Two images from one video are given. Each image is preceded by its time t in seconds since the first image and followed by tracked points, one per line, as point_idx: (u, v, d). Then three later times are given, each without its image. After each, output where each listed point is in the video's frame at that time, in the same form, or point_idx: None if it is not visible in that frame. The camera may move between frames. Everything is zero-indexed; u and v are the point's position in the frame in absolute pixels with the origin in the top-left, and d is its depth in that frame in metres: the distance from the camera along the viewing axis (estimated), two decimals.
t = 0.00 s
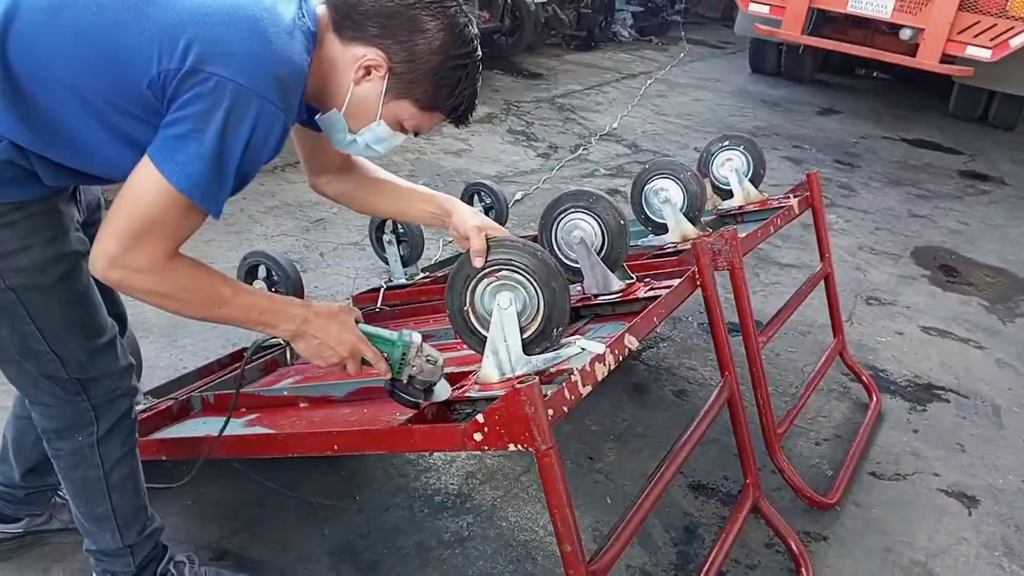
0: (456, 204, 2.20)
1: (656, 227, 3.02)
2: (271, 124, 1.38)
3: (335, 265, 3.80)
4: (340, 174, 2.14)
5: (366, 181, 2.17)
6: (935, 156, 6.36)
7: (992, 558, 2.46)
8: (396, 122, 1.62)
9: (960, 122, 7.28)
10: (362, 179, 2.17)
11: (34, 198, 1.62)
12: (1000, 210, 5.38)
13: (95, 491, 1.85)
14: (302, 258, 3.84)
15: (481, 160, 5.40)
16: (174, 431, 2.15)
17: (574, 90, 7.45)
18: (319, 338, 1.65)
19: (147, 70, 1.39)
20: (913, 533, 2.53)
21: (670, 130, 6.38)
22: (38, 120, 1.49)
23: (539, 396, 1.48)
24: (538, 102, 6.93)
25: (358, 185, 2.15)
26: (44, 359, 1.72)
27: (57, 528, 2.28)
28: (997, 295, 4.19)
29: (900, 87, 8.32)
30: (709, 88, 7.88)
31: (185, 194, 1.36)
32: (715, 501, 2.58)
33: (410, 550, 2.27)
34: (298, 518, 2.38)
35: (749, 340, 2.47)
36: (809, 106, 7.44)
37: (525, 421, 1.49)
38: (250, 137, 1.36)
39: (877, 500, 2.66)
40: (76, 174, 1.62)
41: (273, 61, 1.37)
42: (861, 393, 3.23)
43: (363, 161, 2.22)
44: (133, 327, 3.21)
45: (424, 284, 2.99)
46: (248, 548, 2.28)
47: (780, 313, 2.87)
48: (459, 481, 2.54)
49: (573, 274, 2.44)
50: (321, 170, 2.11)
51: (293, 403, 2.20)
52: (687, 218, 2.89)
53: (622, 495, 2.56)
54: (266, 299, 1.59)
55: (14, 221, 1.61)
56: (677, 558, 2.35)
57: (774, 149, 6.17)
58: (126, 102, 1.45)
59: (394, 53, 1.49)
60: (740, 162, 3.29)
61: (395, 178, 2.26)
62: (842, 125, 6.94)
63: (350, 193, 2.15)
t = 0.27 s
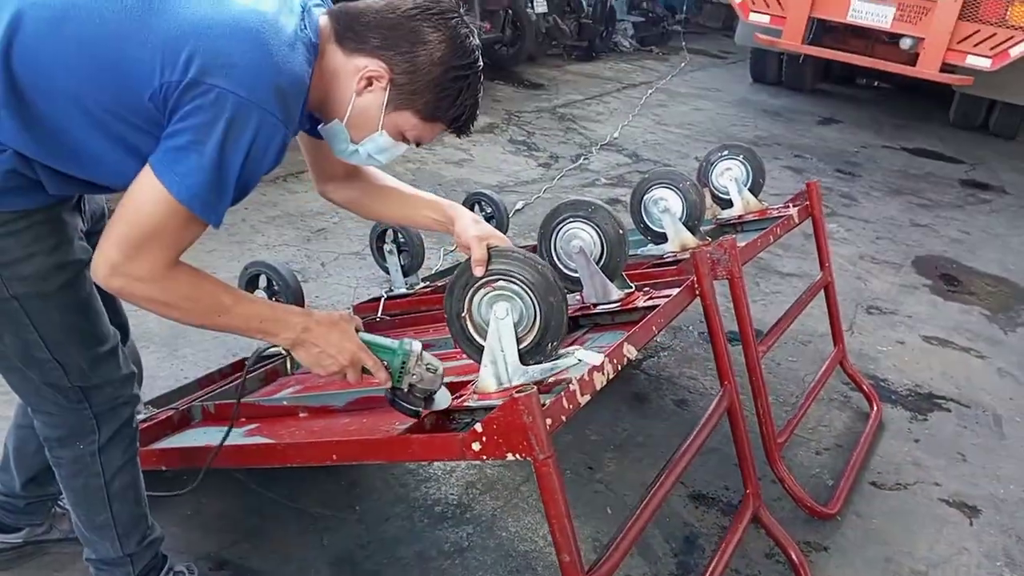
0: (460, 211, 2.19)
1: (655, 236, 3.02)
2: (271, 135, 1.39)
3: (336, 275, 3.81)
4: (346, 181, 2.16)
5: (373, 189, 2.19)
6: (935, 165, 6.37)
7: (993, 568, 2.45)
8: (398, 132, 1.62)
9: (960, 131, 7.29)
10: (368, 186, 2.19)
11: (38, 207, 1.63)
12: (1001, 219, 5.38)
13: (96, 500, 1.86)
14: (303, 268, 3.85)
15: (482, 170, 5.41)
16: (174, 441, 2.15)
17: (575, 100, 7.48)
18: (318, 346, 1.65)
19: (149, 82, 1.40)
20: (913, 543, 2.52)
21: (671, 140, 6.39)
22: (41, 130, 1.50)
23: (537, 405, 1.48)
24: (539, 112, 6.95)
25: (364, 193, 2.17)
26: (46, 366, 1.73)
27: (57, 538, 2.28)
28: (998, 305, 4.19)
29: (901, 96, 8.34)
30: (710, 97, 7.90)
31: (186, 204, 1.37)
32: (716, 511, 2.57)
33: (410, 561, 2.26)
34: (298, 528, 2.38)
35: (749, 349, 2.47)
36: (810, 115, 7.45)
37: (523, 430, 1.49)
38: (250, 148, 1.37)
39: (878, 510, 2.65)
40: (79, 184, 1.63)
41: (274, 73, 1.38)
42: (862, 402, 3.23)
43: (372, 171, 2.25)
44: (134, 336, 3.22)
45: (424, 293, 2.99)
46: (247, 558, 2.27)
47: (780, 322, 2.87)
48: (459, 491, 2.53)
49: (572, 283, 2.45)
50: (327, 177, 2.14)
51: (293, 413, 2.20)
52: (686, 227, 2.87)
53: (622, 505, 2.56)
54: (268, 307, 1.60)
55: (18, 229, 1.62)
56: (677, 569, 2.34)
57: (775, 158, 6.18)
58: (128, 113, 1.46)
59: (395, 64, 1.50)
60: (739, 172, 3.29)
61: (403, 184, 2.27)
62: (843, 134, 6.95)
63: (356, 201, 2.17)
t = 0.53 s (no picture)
0: (463, 220, 2.20)
1: (656, 245, 3.02)
2: (271, 143, 1.40)
3: (339, 283, 3.81)
4: (348, 189, 2.17)
5: (375, 197, 2.19)
6: (939, 173, 6.37)
7: None
8: (399, 139, 1.63)
9: (964, 140, 7.29)
10: (370, 194, 2.19)
11: (40, 215, 1.64)
12: (1004, 227, 5.37)
13: (98, 507, 1.86)
14: (306, 276, 3.86)
15: (485, 178, 5.42)
16: (175, 449, 2.16)
17: (578, 109, 7.49)
18: (322, 354, 1.65)
19: (150, 90, 1.41)
20: (916, 552, 2.51)
21: (673, 148, 6.40)
22: (43, 139, 1.51)
23: (536, 414, 1.48)
24: (541, 121, 6.96)
25: (367, 201, 2.18)
26: (48, 374, 1.74)
27: (58, 546, 2.28)
28: (1002, 313, 4.18)
29: (904, 104, 8.34)
30: (712, 106, 7.91)
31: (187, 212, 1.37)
32: (717, 520, 2.57)
33: (410, 569, 2.26)
34: (299, 536, 2.38)
35: (750, 357, 2.46)
36: (813, 124, 7.46)
37: (522, 439, 1.49)
38: (250, 156, 1.38)
39: (880, 519, 2.65)
40: (82, 192, 1.64)
41: (273, 81, 1.39)
42: (864, 411, 3.22)
43: (373, 176, 2.25)
44: (137, 344, 3.23)
45: (426, 302, 3.00)
46: (248, 566, 2.28)
47: (782, 331, 2.86)
48: (460, 499, 2.53)
49: (573, 292, 2.43)
50: (329, 184, 2.15)
51: (294, 421, 2.19)
52: (687, 235, 2.90)
53: (623, 513, 2.56)
54: (271, 315, 1.60)
55: (20, 238, 1.63)
56: None
57: (778, 166, 6.18)
58: (130, 122, 1.47)
59: (395, 71, 1.51)
60: (741, 180, 3.30)
61: (404, 192, 2.27)
62: (846, 142, 6.95)
63: (359, 209, 2.18)
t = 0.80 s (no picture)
0: (467, 220, 2.20)
1: (660, 246, 3.03)
2: (275, 145, 1.40)
3: (343, 283, 3.83)
4: (352, 189, 2.18)
5: (377, 197, 2.20)
6: (945, 174, 6.35)
7: None
8: (402, 138, 1.64)
9: (970, 141, 7.27)
10: (374, 195, 2.20)
11: (46, 215, 1.65)
12: (1010, 229, 5.36)
13: (102, 506, 1.88)
14: (310, 276, 3.87)
15: (490, 179, 5.43)
16: (180, 448, 2.17)
17: (583, 109, 7.49)
18: (329, 351, 1.68)
19: (157, 92, 1.43)
20: (918, 553, 2.51)
21: (679, 149, 6.40)
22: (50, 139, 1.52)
23: (537, 414, 1.49)
24: (547, 121, 6.97)
25: (370, 201, 2.20)
26: (54, 373, 1.75)
27: (64, 544, 2.30)
28: (1007, 315, 4.17)
29: (910, 105, 8.32)
30: (718, 107, 7.91)
31: (194, 213, 1.38)
32: (720, 520, 2.57)
33: (413, 568, 2.27)
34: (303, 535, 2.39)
35: (753, 358, 2.46)
36: (819, 124, 7.45)
37: (523, 439, 1.50)
38: (255, 157, 1.39)
39: (882, 520, 2.65)
40: (88, 191, 1.65)
41: (277, 82, 1.39)
42: (868, 412, 3.22)
43: (376, 176, 2.26)
44: (143, 343, 3.25)
45: (430, 302, 3.01)
46: (252, 564, 2.29)
47: (785, 332, 2.86)
48: (463, 499, 2.54)
49: (576, 293, 2.44)
50: (333, 185, 2.15)
51: (297, 421, 2.19)
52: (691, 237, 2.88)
53: (626, 514, 2.56)
54: (278, 312, 1.62)
55: (27, 238, 1.64)
56: None
57: (783, 167, 6.17)
58: (137, 123, 1.48)
59: (398, 70, 1.52)
60: (745, 182, 3.30)
61: (408, 192, 2.28)
62: (851, 143, 6.94)
63: (362, 209, 2.19)
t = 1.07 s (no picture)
0: (473, 207, 2.21)
1: (663, 234, 3.04)
2: (281, 128, 1.41)
3: (346, 268, 3.83)
4: (358, 172, 2.19)
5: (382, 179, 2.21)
6: (949, 165, 6.34)
7: (997, 568, 2.45)
8: (408, 120, 1.64)
9: (975, 132, 7.25)
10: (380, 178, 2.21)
11: (52, 197, 1.66)
12: (1014, 221, 5.35)
13: (108, 486, 1.89)
14: (314, 261, 3.88)
15: (493, 166, 5.43)
16: (184, 430, 2.18)
17: (587, 97, 7.48)
18: (332, 334, 1.69)
19: (164, 74, 1.43)
20: (917, 541, 2.53)
21: (682, 138, 6.39)
22: (57, 121, 1.52)
23: (540, 398, 1.50)
24: (550, 109, 6.95)
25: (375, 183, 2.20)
26: (62, 353, 1.76)
27: (68, 524, 2.32)
28: (1010, 307, 4.17)
29: (915, 96, 8.30)
30: (722, 96, 7.88)
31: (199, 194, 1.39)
32: (720, 507, 2.59)
33: (415, 551, 2.29)
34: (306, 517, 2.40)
35: (754, 347, 2.47)
36: (824, 115, 7.43)
37: (525, 423, 1.51)
38: (261, 140, 1.39)
39: (882, 508, 2.66)
40: (93, 172, 1.66)
41: (284, 65, 1.40)
42: (869, 402, 3.23)
43: (381, 159, 2.27)
44: (146, 326, 3.26)
45: (433, 288, 3.01)
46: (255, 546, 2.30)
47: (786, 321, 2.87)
48: (465, 483, 2.56)
49: (579, 281, 2.46)
50: (339, 167, 2.16)
51: (300, 404, 2.20)
52: (693, 226, 2.89)
53: (626, 499, 2.58)
54: (283, 294, 1.63)
55: (34, 219, 1.65)
56: (681, 563, 2.36)
57: (788, 157, 6.16)
58: (144, 105, 1.49)
59: (404, 53, 1.52)
60: (749, 171, 3.30)
61: (414, 176, 2.29)
62: (856, 134, 6.93)
63: (366, 191, 2.19)
